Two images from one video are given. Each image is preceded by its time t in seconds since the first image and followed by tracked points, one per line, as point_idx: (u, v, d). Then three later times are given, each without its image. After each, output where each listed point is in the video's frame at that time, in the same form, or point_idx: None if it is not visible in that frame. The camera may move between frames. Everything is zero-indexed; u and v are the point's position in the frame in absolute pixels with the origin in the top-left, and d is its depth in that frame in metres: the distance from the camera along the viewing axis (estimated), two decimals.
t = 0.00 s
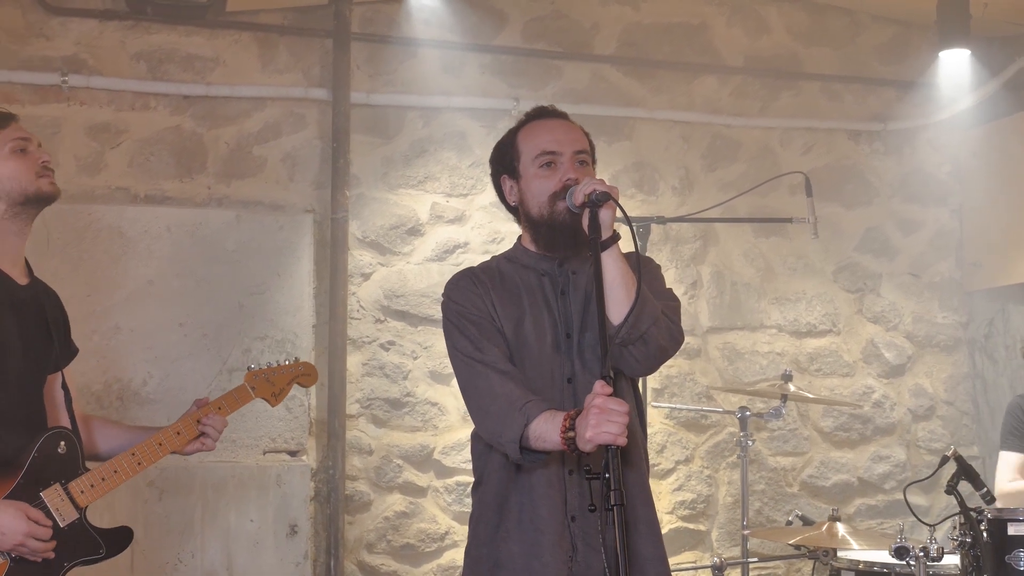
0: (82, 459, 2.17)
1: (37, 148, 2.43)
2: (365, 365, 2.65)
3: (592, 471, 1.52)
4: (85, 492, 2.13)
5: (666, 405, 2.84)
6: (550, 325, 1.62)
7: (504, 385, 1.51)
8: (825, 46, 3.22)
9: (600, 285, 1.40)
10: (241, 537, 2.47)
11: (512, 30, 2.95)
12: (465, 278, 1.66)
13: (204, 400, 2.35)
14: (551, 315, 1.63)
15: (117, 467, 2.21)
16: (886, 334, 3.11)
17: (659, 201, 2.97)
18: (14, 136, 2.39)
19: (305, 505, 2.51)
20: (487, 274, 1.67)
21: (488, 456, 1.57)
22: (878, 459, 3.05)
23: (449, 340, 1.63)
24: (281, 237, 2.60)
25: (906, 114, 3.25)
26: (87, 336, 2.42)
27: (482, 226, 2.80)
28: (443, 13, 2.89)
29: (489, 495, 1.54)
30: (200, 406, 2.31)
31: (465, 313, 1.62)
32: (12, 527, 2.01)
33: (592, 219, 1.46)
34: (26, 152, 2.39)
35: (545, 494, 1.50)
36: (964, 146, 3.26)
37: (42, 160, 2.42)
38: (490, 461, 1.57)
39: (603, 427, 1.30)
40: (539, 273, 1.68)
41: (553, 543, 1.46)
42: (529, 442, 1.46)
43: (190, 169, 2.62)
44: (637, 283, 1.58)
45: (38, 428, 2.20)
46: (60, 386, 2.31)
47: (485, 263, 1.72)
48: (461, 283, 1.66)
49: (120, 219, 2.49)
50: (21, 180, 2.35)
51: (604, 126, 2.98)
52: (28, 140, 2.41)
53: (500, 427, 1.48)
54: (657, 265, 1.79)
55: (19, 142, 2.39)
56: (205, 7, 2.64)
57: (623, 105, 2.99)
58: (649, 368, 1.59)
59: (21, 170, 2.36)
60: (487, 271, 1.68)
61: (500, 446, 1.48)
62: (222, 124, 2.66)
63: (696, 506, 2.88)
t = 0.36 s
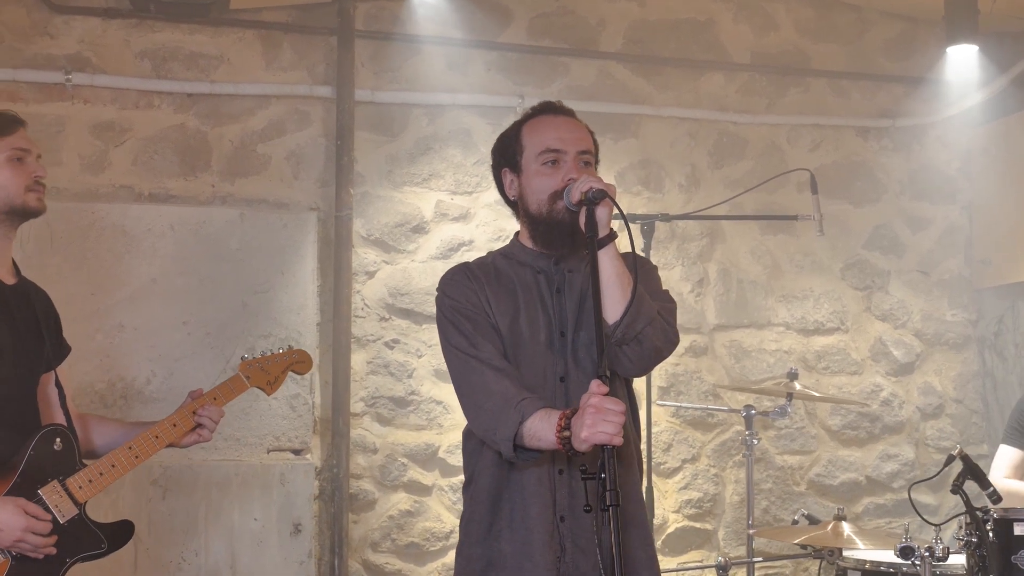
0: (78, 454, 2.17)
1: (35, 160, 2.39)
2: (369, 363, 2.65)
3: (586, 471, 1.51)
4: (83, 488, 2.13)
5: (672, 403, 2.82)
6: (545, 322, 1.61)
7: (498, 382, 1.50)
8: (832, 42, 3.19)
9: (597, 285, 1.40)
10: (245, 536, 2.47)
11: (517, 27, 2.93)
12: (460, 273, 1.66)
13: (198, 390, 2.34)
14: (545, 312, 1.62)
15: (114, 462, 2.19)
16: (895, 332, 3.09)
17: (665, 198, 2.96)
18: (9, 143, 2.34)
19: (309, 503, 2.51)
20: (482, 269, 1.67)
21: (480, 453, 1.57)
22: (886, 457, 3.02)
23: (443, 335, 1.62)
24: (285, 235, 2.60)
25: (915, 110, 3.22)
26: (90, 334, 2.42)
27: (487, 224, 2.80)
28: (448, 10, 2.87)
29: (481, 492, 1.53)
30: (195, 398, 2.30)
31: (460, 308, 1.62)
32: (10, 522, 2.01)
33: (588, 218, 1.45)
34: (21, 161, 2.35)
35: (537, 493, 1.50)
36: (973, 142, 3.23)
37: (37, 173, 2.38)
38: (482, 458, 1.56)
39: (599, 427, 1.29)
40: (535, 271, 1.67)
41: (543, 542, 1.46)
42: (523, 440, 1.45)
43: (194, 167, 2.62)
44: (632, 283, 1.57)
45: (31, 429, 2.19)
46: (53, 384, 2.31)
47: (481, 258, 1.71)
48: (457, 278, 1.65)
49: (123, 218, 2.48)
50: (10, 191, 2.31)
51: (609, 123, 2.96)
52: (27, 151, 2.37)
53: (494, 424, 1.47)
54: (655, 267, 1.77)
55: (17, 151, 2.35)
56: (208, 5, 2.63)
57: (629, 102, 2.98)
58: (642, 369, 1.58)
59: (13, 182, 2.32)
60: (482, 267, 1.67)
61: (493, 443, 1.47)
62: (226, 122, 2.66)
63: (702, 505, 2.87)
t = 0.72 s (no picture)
0: (67, 454, 2.19)
1: (20, 145, 2.45)
2: (370, 363, 2.63)
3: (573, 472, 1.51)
4: (68, 490, 2.15)
5: (675, 403, 2.80)
6: (531, 321, 1.60)
7: (485, 380, 1.48)
8: (838, 38, 3.16)
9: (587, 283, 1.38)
10: (244, 536, 2.46)
11: (519, 24, 2.91)
12: (447, 268, 1.63)
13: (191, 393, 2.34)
14: (532, 310, 1.61)
15: (101, 464, 2.20)
16: (901, 331, 3.06)
17: (668, 195, 2.94)
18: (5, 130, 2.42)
19: (309, 503, 2.50)
20: (469, 265, 1.65)
21: (462, 451, 1.55)
22: (892, 457, 3.00)
23: (428, 330, 1.60)
24: (284, 234, 2.58)
25: (921, 107, 3.19)
26: (89, 334, 2.42)
27: (489, 222, 2.78)
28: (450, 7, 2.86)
29: (464, 492, 1.52)
30: (188, 401, 2.29)
31: (446, 304, 1.60)
32: None
33: (579, 216, 1.43)
34: (9, 149, 2.42)
35: (520, 494, 1.49)
36: (980, 139, 3.20)
37: (25, 157, 2.44)
38: (464, 456, 1.55)
39: (589, 428, 1.27)
40: (522, 268, 1.66)
41: (526, 544, 1.46)
42: (510, 440, 1.43)
43: (193, 166, 2.61)
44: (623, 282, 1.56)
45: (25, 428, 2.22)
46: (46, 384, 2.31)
47: (467, 253, 1.70)
48: (443, 273, 1.63)
49: (122, 217, 2.47)
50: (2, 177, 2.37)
51: (612, 120, 2.94)
52: (11, 137, 2.43)
53: (481, 422, 1.45)
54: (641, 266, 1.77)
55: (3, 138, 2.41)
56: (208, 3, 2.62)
57: (632, 99, 2.95)
58: (630, 369, 1.58)
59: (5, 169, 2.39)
60: (469, 262, 1.65)
61: (479, 442, 1.45)
62: (225, 120, 2.64)
63: (705, 505, 2.84)
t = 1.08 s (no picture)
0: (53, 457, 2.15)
1: (15, 151, 2.37)
2: (369, 361, 2.61)
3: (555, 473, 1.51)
4: (54, 492, 2.12)
5: (676, 402, 2.78)
6: (517, 319, 1.60)
7: (471, 376, 1.46)
8: (843, 35, 3.13)
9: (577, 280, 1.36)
10: (241, 536, 2.44)
11: (520, 21, 2.88)
12: (433, 262, 1.62)
13: (180, 394, 2.32)
14: (518, 307, 1.61)
15: (88, 466, 2.17)
16: (907, 330, 3.02)
17: (671, 193, 2.91)
18: None
19: (307, 503, 2.48)
20: (455, 259, 1.63)
21: (444, 450, 1.54)
22: (897, 457, 2.96)
23: (411, 322, 1.57)
24: (282, 232, 2.56)
25: (928, 103, 3.15)
26: (86, 333, 2.40)
27: (489, 220, 2.75)
28: (450, 3, 2.84)
29: (445, 491, 1.51)
30: (177, 401, 2.27)
31: (430, 297, 1.57)
32: None
33: (569, 212, 1.42)
34: None
35: (504, 493, 1.48)
36: (987, 136, 3.16)
37: (18, 164, 2.35)
38: (446, 455, 1.54)
39: (576, 428, 1.25)
40: (509, 265, 1.65)
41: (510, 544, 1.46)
42: (495, 438, 1.42)
43: (191, 163, 2.59)
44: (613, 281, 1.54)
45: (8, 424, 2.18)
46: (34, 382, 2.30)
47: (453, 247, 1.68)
48: (429, 266, 1.61)
49: (119, 215, 2.46)
50: None
51: (614, 118, 2.91)
52: (7, 143, 2.35)
53: (467, 419, 1.43)
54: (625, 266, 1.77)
55: None
56: None
57: (635, 96, 2.93)
58: (616, 369, 1.58)
59: None
60: (455, 256, 1.64)
61: (463, 438, 1.43)
62: (224, 117, 2.63)
63: (708, 505, 2.82)
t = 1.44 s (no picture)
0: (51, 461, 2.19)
1: (11, 159, 2.47)
2: (376, 364, 2.59)
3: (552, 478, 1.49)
4: (54, 496, 2.15)
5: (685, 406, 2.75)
6: (514, 321, 1.58)
7: (467, 379, 1.44)
8: (854, 35, 3.10)
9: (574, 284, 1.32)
10: (246, 540, 2.43)
11: (528, 22, 2.87)
12: (429, 263, 1.61)
13: (182, 399, 2.36)
14: (516, 309, 1.59)
15: (88, 470, 2.21)
16: (919, 332, 2.99)
17: (680, 194, 2.88)
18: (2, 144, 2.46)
19: (312, 507, 2.47)
20: (451, 261, 1.62)
21: (440, 454, 1.52)
22: (910, 461, 2.92)
23: (407, 324, 1.55)
24: (288, 234, 2.55)
25: (940, 104, 3.11)
26: (90, 336, 2.40)
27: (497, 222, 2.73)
28: (457, 5, 2.82)
29: (441, 496, 1.49)
30: (176, 405, 2.31)
31: (427, 299, 1.56)
32: None
33: (568, 215, 1.39)
34: None
35: (501, 498, 1.46)
36: (1000, 137, 3.12)
37: (12, 172, 2.45)
38: (441, 459, 1.52)
39: (574, 433, 1.23)
40: (506, 266, 1.64)
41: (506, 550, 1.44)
42: (491, 443, 1.39)
43: (197, 165, 2.58)
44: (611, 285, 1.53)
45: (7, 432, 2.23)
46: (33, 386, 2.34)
47: (450, 249, 1.67)
48: (426, 268, 1.60)
49: (124, 217, 2.45)
50: None
51: (623, 119, 2.88)
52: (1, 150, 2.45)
53: (462, 423, 1.41)
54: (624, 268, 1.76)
55: None
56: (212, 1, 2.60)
57: (643, 97, 2.90)
58: (614, 375, 1.57)
59: None
60: (452, 259, 1.63)
61: (458, 443, 1.41)
62: (230, 119, 2.62)
63: (718, 510, 2.79)
